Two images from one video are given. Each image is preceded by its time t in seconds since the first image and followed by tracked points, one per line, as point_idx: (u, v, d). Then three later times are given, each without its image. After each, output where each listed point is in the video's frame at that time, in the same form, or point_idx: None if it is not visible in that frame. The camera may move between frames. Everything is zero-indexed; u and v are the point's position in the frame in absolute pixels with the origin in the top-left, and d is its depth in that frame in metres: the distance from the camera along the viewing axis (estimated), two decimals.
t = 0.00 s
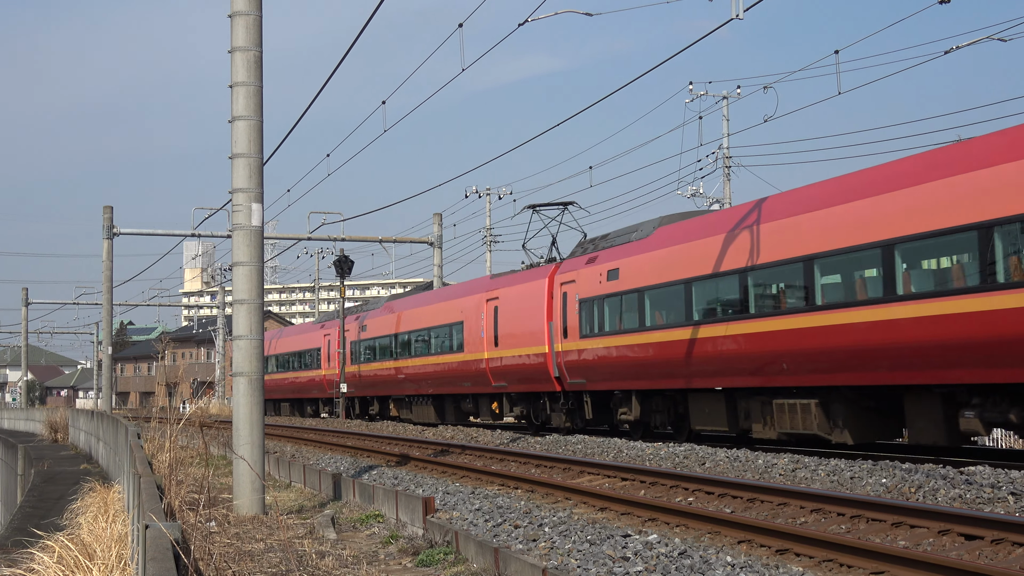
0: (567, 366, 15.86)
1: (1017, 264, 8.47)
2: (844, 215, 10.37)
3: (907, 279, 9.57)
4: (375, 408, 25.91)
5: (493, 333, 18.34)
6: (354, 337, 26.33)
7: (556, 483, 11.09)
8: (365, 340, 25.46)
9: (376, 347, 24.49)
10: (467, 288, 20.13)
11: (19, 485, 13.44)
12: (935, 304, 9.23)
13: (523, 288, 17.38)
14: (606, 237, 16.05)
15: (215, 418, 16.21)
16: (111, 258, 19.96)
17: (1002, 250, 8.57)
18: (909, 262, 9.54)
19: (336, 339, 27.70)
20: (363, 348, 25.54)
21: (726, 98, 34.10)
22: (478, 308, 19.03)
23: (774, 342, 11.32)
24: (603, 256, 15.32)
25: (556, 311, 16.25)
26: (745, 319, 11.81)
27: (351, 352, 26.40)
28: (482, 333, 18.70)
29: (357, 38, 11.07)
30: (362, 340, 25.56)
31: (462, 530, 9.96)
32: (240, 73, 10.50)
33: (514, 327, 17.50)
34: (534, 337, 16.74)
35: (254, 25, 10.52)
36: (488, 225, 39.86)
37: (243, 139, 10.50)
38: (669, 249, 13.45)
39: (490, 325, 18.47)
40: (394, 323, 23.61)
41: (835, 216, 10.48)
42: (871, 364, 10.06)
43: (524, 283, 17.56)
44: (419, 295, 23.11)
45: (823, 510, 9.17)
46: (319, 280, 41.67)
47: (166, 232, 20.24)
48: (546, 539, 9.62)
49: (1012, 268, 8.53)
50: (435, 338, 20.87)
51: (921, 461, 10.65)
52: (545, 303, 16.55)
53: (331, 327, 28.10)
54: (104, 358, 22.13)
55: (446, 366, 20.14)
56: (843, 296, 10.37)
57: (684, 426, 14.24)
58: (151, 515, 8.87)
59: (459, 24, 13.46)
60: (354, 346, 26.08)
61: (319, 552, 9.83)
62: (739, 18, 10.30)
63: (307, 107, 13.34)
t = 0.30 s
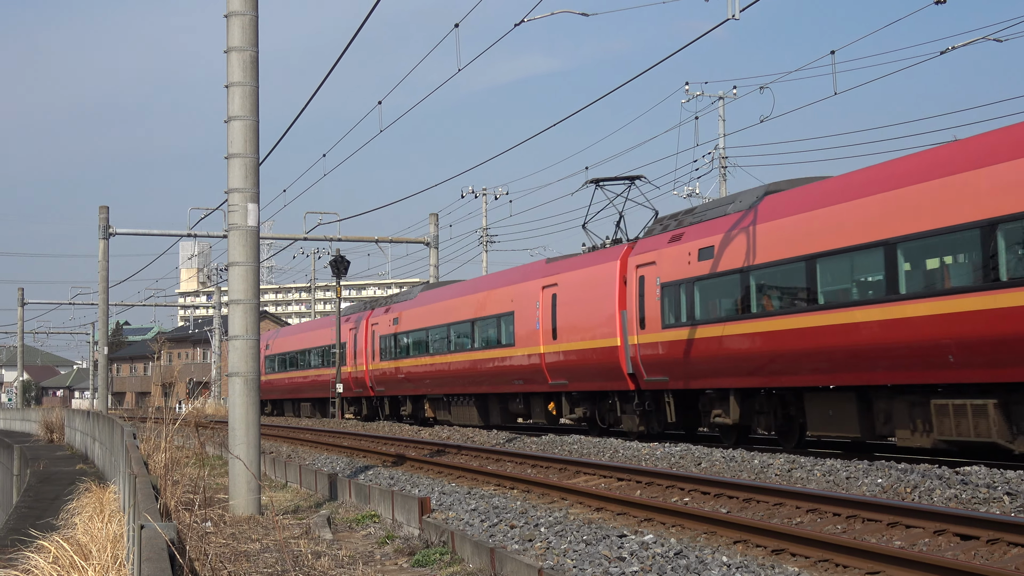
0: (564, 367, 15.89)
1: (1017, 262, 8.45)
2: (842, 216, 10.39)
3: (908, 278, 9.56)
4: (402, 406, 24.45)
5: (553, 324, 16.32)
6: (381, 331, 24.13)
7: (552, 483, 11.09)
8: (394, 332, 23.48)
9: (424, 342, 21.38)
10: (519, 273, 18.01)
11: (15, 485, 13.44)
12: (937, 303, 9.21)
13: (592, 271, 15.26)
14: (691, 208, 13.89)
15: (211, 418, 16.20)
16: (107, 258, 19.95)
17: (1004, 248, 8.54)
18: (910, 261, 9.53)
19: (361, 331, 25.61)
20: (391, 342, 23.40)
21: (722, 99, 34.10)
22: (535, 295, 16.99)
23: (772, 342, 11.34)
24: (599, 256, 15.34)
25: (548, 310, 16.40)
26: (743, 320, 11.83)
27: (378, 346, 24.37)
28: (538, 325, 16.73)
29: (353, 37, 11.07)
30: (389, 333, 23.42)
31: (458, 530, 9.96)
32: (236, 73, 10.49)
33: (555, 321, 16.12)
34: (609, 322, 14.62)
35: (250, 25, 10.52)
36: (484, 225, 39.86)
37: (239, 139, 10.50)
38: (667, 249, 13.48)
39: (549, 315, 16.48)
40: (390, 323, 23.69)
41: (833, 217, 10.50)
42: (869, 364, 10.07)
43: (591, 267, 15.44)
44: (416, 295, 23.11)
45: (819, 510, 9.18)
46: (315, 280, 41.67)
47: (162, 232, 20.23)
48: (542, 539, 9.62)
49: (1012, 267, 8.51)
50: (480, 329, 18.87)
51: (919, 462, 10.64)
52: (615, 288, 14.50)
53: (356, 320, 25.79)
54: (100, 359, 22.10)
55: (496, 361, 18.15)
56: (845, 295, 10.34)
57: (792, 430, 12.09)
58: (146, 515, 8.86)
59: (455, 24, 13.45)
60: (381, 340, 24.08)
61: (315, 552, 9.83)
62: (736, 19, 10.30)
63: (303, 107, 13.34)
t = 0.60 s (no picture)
0: (557, 368, 15.93)
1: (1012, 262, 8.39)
2: (838, 216, 10.34)
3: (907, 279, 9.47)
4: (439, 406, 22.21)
5: (599, 319, 14.69)
6: (419, 325, 21.47)
7: (546, 483, 11.10)
8: (434, 326, 20.84)
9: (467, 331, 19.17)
10: (581, 257, 15.83)
11: (9, 485, 13.43)
12: (937, 303, 9.09)
13: (642, 260, 13.76)
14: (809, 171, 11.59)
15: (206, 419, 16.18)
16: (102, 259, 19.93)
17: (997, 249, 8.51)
18: (908, 261, 9.43)
19: (400, 325, 22.75)
20: (434, 333, 20.65)
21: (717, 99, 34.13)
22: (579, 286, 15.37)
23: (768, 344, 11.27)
24: (594, 257, 15.35)
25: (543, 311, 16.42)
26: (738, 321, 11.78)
27: (413, 342, 21.88)
28: (608, 314, 14.47)
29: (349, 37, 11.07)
30: (438, 324, 20.42)
31: (453, 530, 9.96)
32: (232, 73, 10.49)
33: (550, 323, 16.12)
34: (657, 309, 13.36)
35: (245, 25, 10.51)
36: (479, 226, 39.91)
37: (234, 139, 10.49)
38: (661, 250, 13.47)
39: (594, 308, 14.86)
40: (385, 323, 23.71)
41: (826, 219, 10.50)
42: (864, 365, 10.04)
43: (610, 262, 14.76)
44: (410, 296, 23.14)
45: (813, 511, 9.18)
46: (310, 280, 41.69)
47: (157, 232, 20.22)
48: (537, 539, 9.61)
49: (1010, 267, 8.40)
50: (532, 321, 16.72)
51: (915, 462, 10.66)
52: (677, 275, 12.93)
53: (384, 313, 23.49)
54: (95, 359, 22.03)
55: (554, 356, 15.98)
56: (845, 296, 10.22)
57: (943, 438, 10.21)
58: (141, 515, 8.85)
59: (451, 24, 13.45)
60: (416, 333, 21.70)
61: (310, 553, 9.83)
62: (730, 19, 10.33)
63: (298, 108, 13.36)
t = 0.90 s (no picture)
0: (552, 368, 15.95)
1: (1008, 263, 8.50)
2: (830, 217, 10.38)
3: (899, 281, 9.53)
4: (479, 408, 20.13)
5: (594, 320, 14.72)
6: (460, 317, 19.34)
7: (541, 484, 11.10)
8: (478, 318, 18.73)
9: (473, 329, 18.77)
10: (575, 258, 15.85)
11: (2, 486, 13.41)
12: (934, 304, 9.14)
13: (637, 260, 13.79)
14: (975, 122, 9.57)
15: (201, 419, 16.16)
16: (96, 258, 19.91)
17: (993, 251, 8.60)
18: (904, 262, 9.45)
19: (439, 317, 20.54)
20: (480, 326, 18.42)
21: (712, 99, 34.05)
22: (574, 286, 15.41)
23: (762, 345, 11.29)
24: (588, 257, 15.37)
25: (537, 311, 16.43)
26: (732, 322, 11.80)
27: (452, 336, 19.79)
28: (702, 300, 12.33)
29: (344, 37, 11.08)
30: (484, 316, 18.26)
31: (447, 530, 9.96)
32: (226, 73, 10.48)
33: (545, 323, 16.16)
34: (652, 310, 13.38)
35: (240, 24, 10.51)
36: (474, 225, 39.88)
37: (229, 139, 10.49)
38: (655, 251, 13.50)
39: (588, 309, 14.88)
40: (380, 323, 23.74)
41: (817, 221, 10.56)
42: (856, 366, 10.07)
43: (604, 263, 14.78)
44: (404, 297, 23.14)
45: (807, 511, 9.19)
46: (305, 280, 41.66)
47: (151, 232, 20.21)
48: (531, 540, 9.62)
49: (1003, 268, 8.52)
50: (548, 318, 16.10)
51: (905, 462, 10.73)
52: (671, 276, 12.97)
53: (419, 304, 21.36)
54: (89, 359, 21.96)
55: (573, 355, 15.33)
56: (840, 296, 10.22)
57: None
58: (135, 515, 8.84)
59: (446, 24, 13.48)
60: (456, 326, 19.53)
61: (304, 553, 9.83)
62: (725, 20, 10.35)
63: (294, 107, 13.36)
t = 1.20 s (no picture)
0: (544, 369, 15.99)
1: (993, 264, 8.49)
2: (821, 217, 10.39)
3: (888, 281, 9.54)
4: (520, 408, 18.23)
5: (588, 320, 14.73)
6: (510, 307, 17.14)
7: (535, 484, 11.09)
8: (532, 308, 16.52)
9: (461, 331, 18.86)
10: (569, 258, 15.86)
11: None
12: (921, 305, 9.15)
13: (631, 260, 13.80)
14: None
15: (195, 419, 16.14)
16: (90, 259, 19.89)
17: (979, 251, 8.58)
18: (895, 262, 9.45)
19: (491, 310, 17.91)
20: (535, 316, 16.27)
21: (706, 100, 34.04)
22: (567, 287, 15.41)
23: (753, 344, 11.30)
24: (582, 257, 15.37)
25: (531, 311, 16.43)
26: (724, 321, 11.79)
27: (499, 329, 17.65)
28: (834, 282, 10.09)
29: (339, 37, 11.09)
30: (541, 306, 16.00)
31: (441, 531, 9.94)
32: (220, 73, 10.47)
33: (538, 323, 16.18)
34: (646, 311, 13.38)
35: (234, 25, 10.50)
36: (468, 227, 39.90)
37: (223, 139, 10.48)
38: (648, 250, 13.50)
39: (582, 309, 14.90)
40: (374, 324, 23.76)
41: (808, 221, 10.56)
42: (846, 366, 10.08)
43: (598, 263, 14.79)
44: (398, 297, 23.17)
45: (801, 511, 9.19)
46: (299, 281, 41.66)
47: (145, 233, 20.20)
48: (525, 540, 9.61)
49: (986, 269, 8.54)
50: (541, 319, 16.11)
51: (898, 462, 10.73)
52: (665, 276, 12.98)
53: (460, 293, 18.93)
54: (84, 359, 21.91)
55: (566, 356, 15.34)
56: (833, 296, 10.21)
57: None
58: (129, 516, 8.83)
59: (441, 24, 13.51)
60: (506, 318, 17.34)
61: (299, 553, 9.82)
62: (720, 20, 10.36)
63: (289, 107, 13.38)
